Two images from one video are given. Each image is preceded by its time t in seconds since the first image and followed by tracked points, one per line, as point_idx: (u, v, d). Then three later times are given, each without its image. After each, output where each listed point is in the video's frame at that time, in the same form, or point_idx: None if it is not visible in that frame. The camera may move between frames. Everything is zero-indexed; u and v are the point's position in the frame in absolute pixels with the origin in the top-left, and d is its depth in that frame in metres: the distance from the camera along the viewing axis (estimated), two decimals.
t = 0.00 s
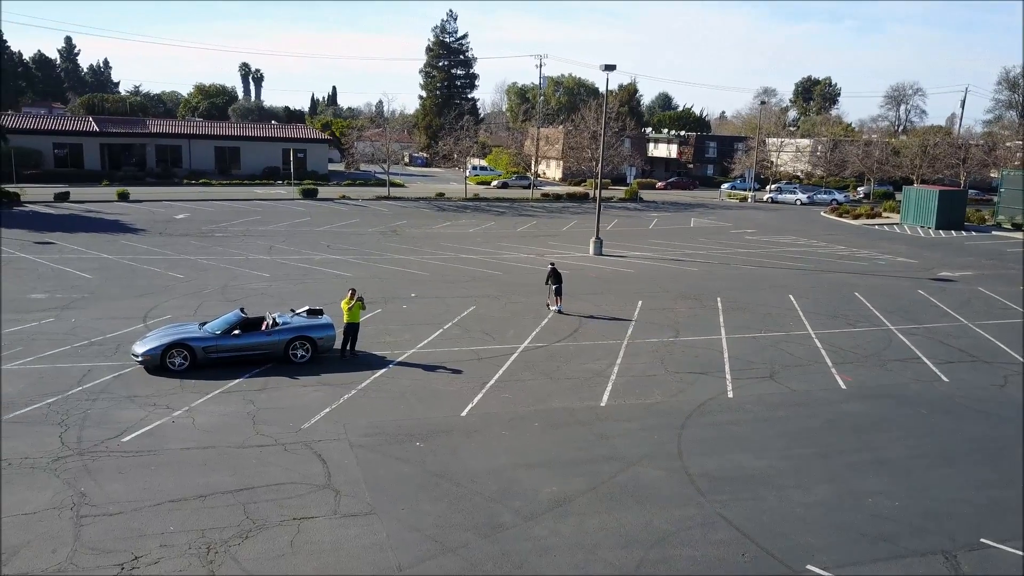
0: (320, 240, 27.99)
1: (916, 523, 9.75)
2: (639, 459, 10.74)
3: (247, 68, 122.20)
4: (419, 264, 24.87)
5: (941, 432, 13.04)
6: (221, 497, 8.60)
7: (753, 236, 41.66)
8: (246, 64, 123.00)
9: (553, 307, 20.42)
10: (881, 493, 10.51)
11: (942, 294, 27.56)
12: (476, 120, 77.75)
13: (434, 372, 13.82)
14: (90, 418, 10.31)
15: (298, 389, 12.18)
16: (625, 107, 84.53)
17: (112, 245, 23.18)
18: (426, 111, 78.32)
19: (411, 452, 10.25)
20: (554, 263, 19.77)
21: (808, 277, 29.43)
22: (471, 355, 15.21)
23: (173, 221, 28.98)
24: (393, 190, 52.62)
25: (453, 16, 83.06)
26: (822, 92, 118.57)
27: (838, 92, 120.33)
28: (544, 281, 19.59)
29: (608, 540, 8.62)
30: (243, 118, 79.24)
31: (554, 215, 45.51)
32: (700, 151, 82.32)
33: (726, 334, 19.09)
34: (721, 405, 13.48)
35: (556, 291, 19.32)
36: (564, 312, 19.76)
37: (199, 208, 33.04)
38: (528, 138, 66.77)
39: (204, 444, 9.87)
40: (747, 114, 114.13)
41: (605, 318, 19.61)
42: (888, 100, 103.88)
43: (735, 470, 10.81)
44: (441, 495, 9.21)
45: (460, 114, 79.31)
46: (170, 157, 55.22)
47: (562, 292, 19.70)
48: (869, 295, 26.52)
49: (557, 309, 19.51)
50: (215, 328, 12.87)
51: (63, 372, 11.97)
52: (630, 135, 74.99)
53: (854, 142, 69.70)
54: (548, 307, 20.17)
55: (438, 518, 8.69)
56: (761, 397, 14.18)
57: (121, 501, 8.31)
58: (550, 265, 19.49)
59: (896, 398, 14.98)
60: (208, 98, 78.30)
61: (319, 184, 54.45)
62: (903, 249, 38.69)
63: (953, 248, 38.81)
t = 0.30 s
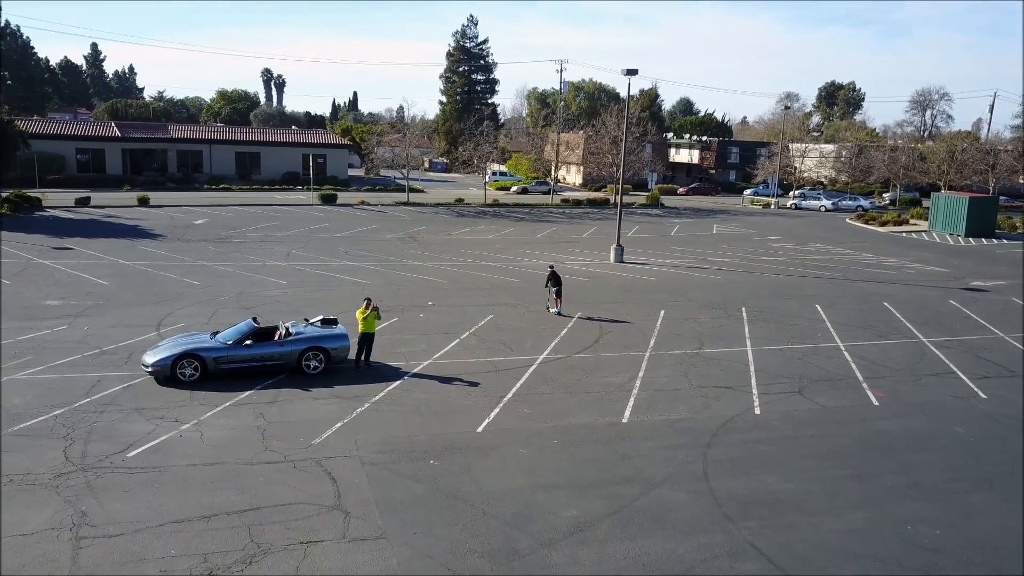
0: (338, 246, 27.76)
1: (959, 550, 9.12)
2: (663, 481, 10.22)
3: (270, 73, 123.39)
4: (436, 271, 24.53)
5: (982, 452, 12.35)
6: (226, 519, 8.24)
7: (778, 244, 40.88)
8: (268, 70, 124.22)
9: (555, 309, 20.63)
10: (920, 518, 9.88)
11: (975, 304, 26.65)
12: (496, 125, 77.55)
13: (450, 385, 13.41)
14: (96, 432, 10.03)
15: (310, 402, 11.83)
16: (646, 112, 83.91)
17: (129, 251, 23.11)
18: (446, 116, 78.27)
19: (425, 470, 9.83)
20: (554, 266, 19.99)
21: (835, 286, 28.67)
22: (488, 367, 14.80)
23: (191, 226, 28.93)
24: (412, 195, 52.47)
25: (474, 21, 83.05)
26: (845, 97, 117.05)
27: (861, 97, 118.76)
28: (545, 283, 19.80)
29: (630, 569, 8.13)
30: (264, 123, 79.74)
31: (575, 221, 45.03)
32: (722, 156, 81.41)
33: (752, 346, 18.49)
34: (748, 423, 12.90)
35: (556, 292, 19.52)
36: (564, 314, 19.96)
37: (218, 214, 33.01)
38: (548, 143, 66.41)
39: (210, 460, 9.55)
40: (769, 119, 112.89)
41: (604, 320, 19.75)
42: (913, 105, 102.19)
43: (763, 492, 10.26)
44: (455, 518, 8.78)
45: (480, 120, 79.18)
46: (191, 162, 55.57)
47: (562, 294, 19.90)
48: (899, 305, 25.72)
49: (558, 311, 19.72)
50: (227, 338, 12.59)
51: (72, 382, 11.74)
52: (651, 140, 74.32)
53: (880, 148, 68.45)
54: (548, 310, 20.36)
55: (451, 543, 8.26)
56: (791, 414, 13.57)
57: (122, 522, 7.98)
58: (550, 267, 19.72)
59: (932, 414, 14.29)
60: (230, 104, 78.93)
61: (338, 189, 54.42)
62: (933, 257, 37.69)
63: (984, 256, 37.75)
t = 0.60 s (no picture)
0: (355, 252, 27.51)
1: None
2: (687, 505, 9.69)
3: (292, 79, 124.27)
4: (453, 278, 24.16)
5: None
6: (228, 542, 7.85)
7: (803, 251, 40.08)
8: (289, 76, 125.10)
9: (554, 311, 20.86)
10: (963, 547, 9.24)
11: (1009, 315, 25.73)
12: (516, 129, 77.29)
13: (464, 398, 12.99)
14: (99, 446, 9.72)
15: (320, 416, 11.46)
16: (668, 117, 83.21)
17: (146, 256, 23.00)
18: (466, 121, 78.16)
19: (436, 491, 9.40)
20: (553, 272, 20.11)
21: (863, 296, 27.89)
22: (505, 379, 14.35)
23: (209, 232, 28.85)
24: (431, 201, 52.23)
25: (494, 25, 82.85)
26: (870, 102, 115.34)
27: (886, 101, 116.94)
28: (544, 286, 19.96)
29: None
30: (285, 128, 80.10)
31: (595, 227, 44.52)
32: (745, 162, 80.47)
33: (778, 358, 17.87)
34: (777, 442, 12.31)
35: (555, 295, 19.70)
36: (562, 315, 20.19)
37: (236, 219, 32.95)
38: (567, 148, 65.90)
39: (215, 478, 9.19)
40: (793, 125, 111.50)
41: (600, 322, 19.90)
42: (940, 110, 100.37)
43: (794, 518, 9.70)
44: (467, 544, 8.33)
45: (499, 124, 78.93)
46: (211, 167, 55.83)
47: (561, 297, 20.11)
48: (931, 316, 24.89)
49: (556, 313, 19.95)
50: (237, 348, 12.28)
51: (79, 393, 11.47)
52: (673, 145, 73.66)
53: (906, 154, 67.26)
54: (548, 311, 20.55)
55: (462, 571, 7.81)
56: (822, 432, 12.96)
57: (119, 545, 7.62)
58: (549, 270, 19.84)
59: (972, 432, 13.59)
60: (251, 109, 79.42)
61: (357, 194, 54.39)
62: (964, 266, 36.67)
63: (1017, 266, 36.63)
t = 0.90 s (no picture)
0: (373, 256, 27.22)
1: None
2: (714, 529, 9.14)
3: (313, 82, 124.86)
4: (471, 283, 23.75)
5: None
6: (229, 565, 7.46)
7: (829, 256, 39.19)
8: (310, 79, 125.83)
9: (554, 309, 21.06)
10: None
11: None
12: (536, 132, 76.93)
13: (480, 410, 12.55)
14: (102, 459, 9.41)
15: (332, 428, 11.08)
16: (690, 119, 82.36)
17: (163, 260, 22.87)
18: (486, 124, 77.94)
19: (449, 511, 8.97)
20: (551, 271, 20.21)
21: (892, 303, 27.06)
22: (522, 390, 13.90)
23: (227, 235, 28.73)
24: (450, 204, 51.90)
25: (515, 28, 82.54)
26: (895, 104, 113.48)
27: (912, 104, 114.94)
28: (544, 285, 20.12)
29: None
30: (306, 130, 80.29)
31: (616, 230, 43.93)
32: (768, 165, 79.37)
33: (806, 369, 17.22)
34: (808, 459, 11.72)
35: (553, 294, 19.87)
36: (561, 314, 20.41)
37: (255, 222, 32.83)
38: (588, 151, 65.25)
39: (220, 494, 8.82)
40: (816, 127, 109.96)
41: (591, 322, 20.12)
42: (968, 113, 98.43)
43: (828, 543, 9.12)
44: (481, 569, 7.87)
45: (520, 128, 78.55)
46: (231, 169, 56.02)
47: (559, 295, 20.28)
48: (964, 325, 24.03)
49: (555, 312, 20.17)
50: (248, 357, 11.96)
51: (87, 402, 11.20)
52: (695, 148, 72.83)
53: (934, 157, 65.83)
54: (548, 311, 20.77)
55: None
56: (855, 449, 12.34)
57: (116, 566, 7.26)
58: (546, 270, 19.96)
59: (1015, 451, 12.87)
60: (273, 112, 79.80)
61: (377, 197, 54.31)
62: (997, 272, 35.58)
63: None
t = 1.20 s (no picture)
0: (391, 260, 26.88)
1: None
2: (745, 557, 8.58)
3: (334, 84, 125.03)
4: (490, 289, 23.27)
5: None
6: None
7: (856, 262, 38.21)
8: (331, 81, 126.05)
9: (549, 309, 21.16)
10: None
11: None
12: (556, 135, 76.37)
13: (495, 424, 12.07)
14: (104, 474, 9.06)
15: (343, 442, 10.66)
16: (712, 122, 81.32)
17: (179, 263, 22.69)
18: (507, 126, 77.54)
19: (463, 534, 8.50)
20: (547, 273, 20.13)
21: (923, 311, 26.17)
22: (540, 402, 13.41)
23: (245, 238, 28.55)
24: (469, 207, 51.47)
25: (536, 30, 82.01)
26: (921, 107, 111.26)
27: (939, 106, 112.63)
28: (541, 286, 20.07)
29: None
30: (326, 133, 80.39)
31: (637, 234, 43.25)
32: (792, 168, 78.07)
33: (836, 381, 16.54)
34: (841, 480, 11.10)
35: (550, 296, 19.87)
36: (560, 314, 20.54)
37: (274, 225, 32.65)
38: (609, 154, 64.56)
39: (223, 514, 8.42)
40: (841, 130, 108.06)
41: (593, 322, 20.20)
42: (998, 115, 96.16)
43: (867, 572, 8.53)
44: None
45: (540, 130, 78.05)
46: (251, 172, 56.13)
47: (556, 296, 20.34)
48: (1000, 335, 23.13)
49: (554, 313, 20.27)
50: (257, 367, 11.60)
51: (92, 412, 10.89)
52: (717, 151, 71.84)
53: (964, 160, 64.22)
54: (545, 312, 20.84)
55: None
56: (892, 469, 11.69)
57: None
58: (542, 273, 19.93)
59: None
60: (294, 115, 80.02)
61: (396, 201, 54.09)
62: None
63: None
